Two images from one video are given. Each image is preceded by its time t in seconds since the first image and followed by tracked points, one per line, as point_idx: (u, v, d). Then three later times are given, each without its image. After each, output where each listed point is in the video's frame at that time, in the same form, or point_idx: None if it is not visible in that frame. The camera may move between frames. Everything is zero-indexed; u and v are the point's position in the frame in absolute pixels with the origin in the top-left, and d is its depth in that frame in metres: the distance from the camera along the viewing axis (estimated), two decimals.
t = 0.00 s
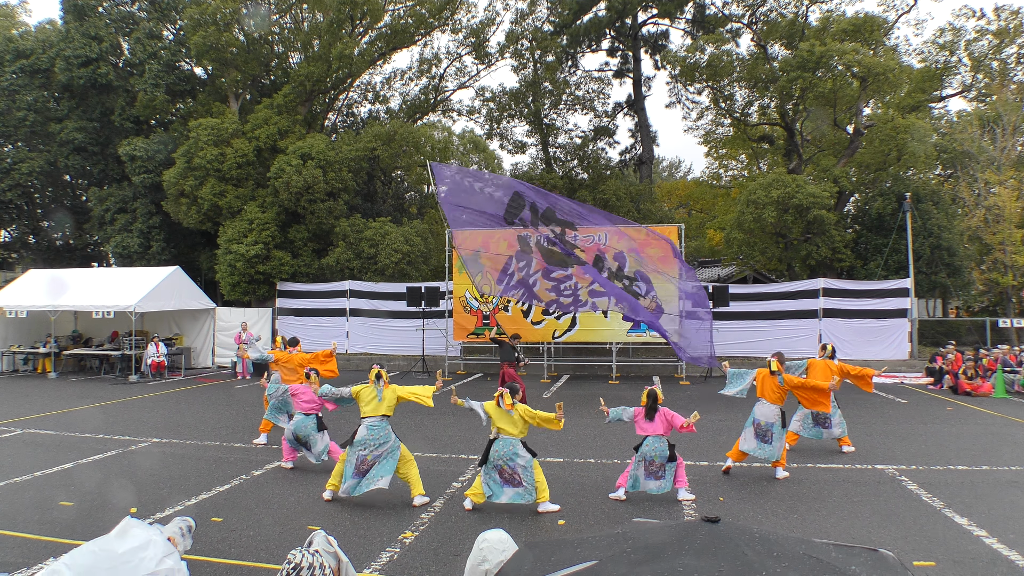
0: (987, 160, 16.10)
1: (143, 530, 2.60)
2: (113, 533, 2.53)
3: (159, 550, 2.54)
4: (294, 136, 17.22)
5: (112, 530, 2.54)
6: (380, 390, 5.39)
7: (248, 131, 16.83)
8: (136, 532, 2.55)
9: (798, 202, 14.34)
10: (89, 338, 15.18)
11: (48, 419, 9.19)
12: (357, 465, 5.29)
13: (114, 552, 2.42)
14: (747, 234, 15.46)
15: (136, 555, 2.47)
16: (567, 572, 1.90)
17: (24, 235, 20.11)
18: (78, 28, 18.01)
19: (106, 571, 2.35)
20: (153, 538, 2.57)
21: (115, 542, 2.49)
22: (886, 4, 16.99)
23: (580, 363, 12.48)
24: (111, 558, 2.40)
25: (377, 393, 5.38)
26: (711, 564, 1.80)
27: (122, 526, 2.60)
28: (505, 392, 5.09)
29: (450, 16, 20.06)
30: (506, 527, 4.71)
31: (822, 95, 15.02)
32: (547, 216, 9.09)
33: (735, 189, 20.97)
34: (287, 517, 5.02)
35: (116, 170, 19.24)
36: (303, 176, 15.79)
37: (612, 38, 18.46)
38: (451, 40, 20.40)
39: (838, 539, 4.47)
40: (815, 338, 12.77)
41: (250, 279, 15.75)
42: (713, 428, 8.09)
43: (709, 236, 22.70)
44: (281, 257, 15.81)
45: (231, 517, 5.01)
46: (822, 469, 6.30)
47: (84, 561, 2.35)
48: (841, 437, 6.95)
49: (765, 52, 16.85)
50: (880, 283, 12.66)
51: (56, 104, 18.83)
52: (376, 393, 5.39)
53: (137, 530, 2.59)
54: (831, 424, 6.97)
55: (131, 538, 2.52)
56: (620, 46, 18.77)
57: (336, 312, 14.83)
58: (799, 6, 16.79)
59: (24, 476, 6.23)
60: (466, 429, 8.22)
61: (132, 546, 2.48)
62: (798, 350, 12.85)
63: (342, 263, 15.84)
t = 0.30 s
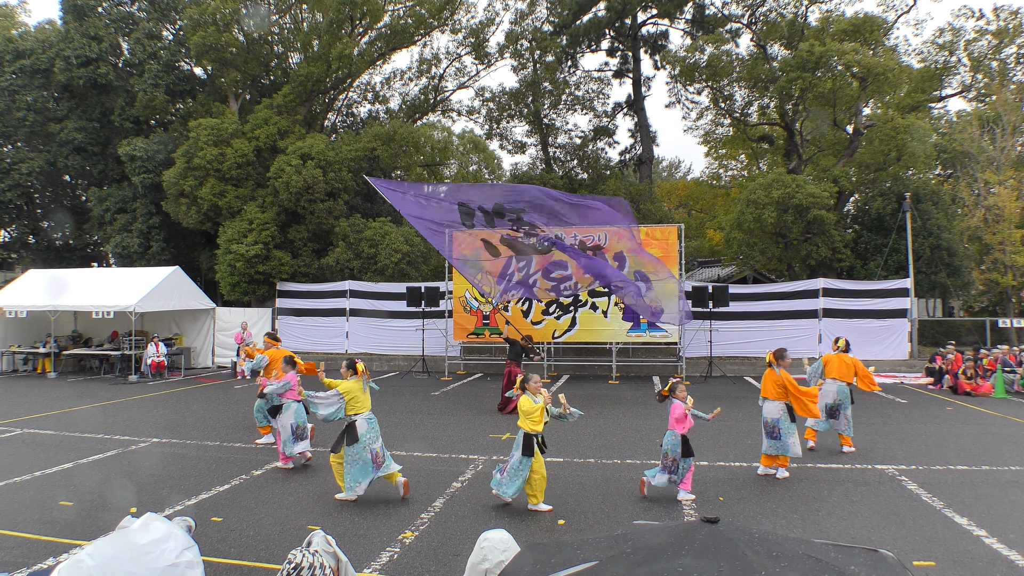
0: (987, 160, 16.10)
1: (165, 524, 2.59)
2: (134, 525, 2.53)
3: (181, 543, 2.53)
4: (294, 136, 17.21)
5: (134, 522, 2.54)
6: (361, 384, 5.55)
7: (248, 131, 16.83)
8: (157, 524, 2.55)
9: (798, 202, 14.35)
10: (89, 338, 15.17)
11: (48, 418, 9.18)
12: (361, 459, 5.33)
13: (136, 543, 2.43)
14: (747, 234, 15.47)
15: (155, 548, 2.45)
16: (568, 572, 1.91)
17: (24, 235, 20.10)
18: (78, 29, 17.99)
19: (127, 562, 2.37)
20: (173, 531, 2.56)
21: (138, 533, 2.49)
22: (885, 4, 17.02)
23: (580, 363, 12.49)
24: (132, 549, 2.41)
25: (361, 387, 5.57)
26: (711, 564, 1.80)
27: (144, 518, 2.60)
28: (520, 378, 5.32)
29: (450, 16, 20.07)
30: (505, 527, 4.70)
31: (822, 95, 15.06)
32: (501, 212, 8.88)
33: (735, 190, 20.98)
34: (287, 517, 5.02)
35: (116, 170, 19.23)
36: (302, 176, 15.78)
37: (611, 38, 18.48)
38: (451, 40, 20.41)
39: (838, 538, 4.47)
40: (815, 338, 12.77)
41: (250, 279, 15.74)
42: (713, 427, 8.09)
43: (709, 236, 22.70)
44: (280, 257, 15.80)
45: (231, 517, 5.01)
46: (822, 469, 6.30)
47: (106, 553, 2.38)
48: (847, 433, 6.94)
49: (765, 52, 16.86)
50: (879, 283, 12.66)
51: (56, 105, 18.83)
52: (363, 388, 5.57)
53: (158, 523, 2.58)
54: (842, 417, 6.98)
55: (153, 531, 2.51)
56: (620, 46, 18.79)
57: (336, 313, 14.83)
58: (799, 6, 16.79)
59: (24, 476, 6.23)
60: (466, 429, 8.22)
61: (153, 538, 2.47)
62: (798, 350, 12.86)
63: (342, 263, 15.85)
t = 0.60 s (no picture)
0: (987, 159, 16.09)
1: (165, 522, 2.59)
2: (138, 524, 2.53)
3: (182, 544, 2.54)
4: (294, 136, 17.21)
5: (137, 521, 2.54)
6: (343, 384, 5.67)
7: (248, 131, 16.84)
8: (160, 524, 2.54)
9: (798, 202, 14.34)
10: (89, 338, 15.17)
11: (48, 418, 9.18)
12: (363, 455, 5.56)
13: (137, 543, 2.44)
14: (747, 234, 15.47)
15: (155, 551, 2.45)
16: (565, 571, 1.90)
17: (24, 235, 20.07)
18: (78, 28, 17.98)
19: (128, 562, 2.38)
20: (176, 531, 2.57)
21: (140, 532, 2.49)
22: (885, 4, 17.03)
23: (580, 363, 12.50)
24: (135, 550, 2.41)
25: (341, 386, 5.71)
26: (707, 564, 1.81)
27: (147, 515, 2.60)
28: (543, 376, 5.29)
29: (450, 16, 20.08)
30: (505, 527, 4.70)
31: (822, 95, 15.06)
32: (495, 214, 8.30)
33: (735, 190, 20.97)
34: (287, 517, 5.02)
35: (116, 170, 19.22)
36: (302, 176, 15.78)
37: (611, 38, 18.48)
38: (451, 40, 20.41)
39: (838, 538, 4.46)
40: (815, 338, 12.78)
41: (250, 279, 15.73)
42: (712, 427, 8.09)
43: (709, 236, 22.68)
44: (280, 257, 15.80)
45: (230, 517, 5.00)
46: (822, 469, 6.30)
47: (108, 550, 2.40)
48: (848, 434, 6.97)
49: (765, 52, 16.85)
50: (879, 283, 12.65)
51: (55, 104, 18.82)
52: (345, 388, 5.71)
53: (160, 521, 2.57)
54: (844, 418, 6.96)
55: (155, 531, 2.51)
56: (620, 46, 18.79)
57: (336, 312, 14.83)
58: (799, 6, 16.78)
59: (24, 476, 6.22)
60: (466, 429, 8.22)
61: (154, 539, 2.47)
62: (798, 350, 12.86)
63: (342, 263, 15.84)
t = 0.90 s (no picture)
0: (987, 160, 16.09)
1: (117, 543, 2.45)
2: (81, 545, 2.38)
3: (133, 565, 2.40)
4: (294, 136, 17.22)
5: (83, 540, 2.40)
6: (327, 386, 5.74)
7: (248, 131, 16.83)
8: (109, 544, 2.41)
9: (798, 202, 14.34)
10: (89, 338, 15.17)
11: (48, 419, 9.18)
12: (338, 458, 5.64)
13: (76, 566, 2.28)
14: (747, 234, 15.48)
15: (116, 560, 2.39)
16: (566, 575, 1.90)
17: (24, 235, 20.06)
18: (78, 28, 17.97)
19: None
20: (126, 554, 2.42)
21: (82, 554, 2.33)
22: (885, 4, 17.04)
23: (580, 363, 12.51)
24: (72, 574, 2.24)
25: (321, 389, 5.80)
26: (711, 567, 1.81)
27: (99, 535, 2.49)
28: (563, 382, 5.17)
29: (450, 16, 20.09)
30: (506, 528, 4.71)
31: (821, 95, 15.07)
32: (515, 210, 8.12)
33: (735, 190, 20.98)
34: (287, 517, 5.02)
35: (116, 170, 19.21)
36: (302, 176, 15.78)
37: (611, 38, 18.49)
38: (451, 40, 20.42)
39: (838, 539, 4.46)
40: (815, 338, 12.78)
41: (250, 279, 15.73)
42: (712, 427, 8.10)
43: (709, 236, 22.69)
44: (280, 257, 15.80)
45: (230, 517, 5.01)
46: (822, 469, 6.30)
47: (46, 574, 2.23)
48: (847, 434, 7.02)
49: (765, 52, 16.85)
50: (879, 283, 12.66)
51: (55, 104, 18.80)
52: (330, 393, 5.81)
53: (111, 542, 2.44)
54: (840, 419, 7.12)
55: (100, 552, 2.36)
56: (620, 46, 18.80)
57: (336, 313, 14.83)
58: (799, 6, 16.78)
59: (24, 476, 6.23)
60: (466, 429, 8.23)
61: (97, 561, 2.32)
62: (798, 350, 12.86)
63: (342, 263, 15.84)
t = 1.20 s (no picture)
0: (987, 159, 16.10)
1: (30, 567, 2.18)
2: None
3: None
4: (294, 136, 17.22)
5: None
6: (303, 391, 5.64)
7: (248, 131, 16.83)
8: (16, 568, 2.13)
9: (798, 202, 14.34)
10: (89, 338, 15.16)
11: (48, 419, 9.17)
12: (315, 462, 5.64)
13: None
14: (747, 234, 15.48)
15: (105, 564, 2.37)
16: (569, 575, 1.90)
17: (24, 235, 20.06)
18: (78, 29, 17.98)
19: None
20: None
21: None
22: (885, 4, 17.05)
23: (580, 363, 12.52)
24: None
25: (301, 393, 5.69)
26: (715, 568, 1.81)
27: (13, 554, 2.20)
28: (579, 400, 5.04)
29: (450, 16, 20.10)
30: (506, 528, 4.70)
31: (822, 95, 15.07)
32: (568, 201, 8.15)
33: (735, 190, 20.98)
34: (287, 517, 5.02)
35: (116, 170, 19.21)
36: (302, 176, 15.77)
37: (611, 38, 18.51)
38: (451, 40, 20.43)
39: (839, 539, 4.46)
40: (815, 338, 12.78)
41: (250, 279, 15.72)
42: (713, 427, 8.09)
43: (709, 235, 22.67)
44: (280, 257, 15.80)
45: (231, 517, 5.01)
46: (822, 469, 6.30)
47: None
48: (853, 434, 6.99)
49: (765, 52, 16.85)
50: (879, 283, 12.66)
51: (55, 104, 18.79)
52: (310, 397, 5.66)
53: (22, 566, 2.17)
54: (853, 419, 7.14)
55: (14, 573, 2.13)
56: (620, 46, 18.81)
57: (336, 313, 14.83)
58: (799, 6, 16.76)
59: (24, 476, 6.22)
60: (466, 429, 8.22)
61: None
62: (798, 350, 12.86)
63: (342, 263, 15.83)
